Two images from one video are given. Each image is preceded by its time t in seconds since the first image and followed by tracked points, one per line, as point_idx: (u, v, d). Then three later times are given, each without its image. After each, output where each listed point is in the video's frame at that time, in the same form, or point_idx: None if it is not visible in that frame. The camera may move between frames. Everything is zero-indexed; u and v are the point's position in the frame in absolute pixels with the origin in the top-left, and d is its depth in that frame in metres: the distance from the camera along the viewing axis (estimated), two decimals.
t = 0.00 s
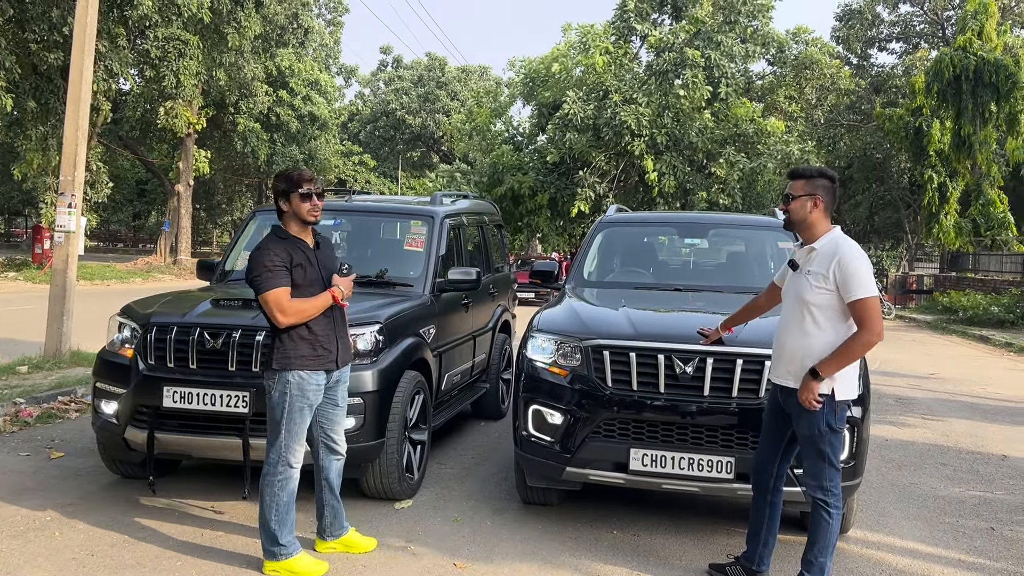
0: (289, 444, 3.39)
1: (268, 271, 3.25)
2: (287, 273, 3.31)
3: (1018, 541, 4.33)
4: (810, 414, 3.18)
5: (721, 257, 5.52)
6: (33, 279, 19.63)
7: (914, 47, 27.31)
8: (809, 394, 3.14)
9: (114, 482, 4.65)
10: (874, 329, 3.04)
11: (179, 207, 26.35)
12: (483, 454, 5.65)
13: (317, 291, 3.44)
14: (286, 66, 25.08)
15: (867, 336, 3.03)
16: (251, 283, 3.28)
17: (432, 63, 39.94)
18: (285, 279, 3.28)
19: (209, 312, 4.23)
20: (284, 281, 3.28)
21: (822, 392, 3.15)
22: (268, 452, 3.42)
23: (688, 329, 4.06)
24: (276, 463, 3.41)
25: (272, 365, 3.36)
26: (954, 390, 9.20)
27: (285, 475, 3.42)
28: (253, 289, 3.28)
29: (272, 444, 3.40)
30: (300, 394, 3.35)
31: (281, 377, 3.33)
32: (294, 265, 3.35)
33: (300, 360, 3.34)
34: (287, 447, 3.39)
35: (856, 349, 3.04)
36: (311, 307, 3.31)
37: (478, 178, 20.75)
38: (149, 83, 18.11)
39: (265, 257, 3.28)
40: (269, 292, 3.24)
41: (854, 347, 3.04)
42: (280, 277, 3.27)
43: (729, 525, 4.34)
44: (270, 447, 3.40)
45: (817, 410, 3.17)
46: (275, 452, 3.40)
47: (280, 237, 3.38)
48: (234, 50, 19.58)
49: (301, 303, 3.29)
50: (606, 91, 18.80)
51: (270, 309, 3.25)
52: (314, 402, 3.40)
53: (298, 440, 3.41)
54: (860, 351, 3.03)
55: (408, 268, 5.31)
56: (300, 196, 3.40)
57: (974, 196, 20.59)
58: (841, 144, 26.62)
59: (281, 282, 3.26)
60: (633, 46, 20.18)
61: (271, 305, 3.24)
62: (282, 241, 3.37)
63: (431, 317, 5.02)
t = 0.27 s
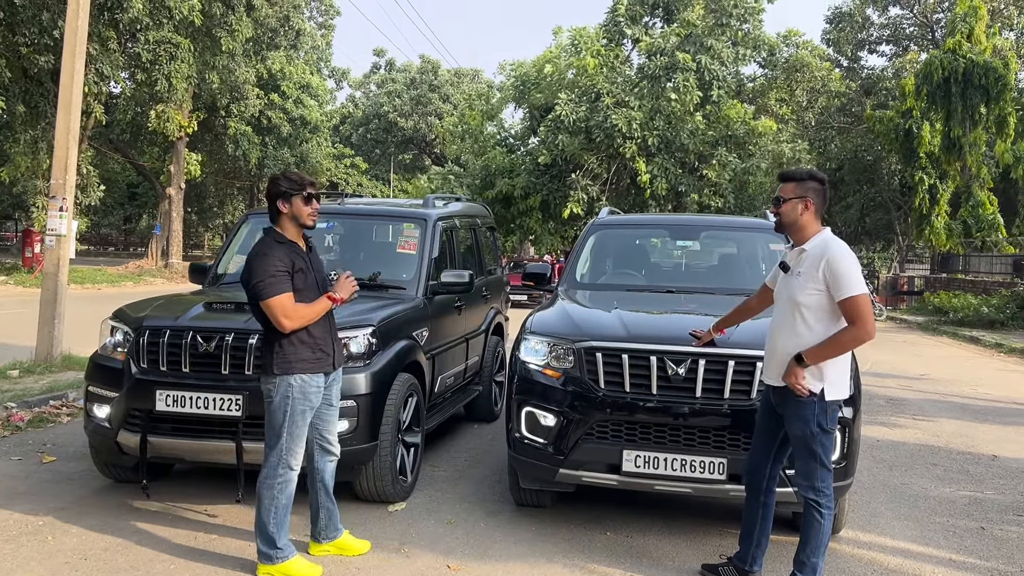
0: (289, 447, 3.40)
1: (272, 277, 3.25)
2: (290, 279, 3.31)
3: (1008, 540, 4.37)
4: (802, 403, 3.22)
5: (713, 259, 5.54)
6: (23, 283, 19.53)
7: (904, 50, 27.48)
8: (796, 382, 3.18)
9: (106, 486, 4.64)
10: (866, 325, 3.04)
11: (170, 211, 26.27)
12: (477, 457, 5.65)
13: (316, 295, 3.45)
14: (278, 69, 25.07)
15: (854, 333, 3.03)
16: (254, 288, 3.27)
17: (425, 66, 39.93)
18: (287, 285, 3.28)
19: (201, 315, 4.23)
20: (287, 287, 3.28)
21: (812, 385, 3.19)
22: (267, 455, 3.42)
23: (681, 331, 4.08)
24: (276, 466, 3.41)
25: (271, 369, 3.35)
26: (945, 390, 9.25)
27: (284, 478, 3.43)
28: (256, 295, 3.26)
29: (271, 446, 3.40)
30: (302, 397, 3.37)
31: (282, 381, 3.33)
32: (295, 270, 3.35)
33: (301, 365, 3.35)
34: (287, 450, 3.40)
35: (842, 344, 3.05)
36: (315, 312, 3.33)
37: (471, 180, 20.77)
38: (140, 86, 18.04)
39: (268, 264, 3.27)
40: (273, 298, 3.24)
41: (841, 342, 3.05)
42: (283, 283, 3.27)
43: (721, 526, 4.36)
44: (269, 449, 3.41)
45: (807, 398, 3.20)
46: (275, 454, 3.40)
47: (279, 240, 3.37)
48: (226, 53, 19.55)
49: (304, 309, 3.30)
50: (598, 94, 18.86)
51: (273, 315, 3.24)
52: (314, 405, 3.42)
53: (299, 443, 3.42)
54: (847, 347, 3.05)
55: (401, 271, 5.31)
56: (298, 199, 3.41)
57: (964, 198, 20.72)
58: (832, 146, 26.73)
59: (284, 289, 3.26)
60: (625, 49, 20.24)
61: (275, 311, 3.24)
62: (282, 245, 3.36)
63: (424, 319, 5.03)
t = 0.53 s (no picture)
0: (288, 450, 3.41)
1: (275, 284, 3.25)
2: (292, 285, 3.32)
3: (999, 541, 4.40)
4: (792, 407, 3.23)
5: (705, 261, 5.57)
6: (14, 288, 19.42)
7: (894, 53, 27.64)
8: (795, 390, 3.19)
9: (99, 491, 4.62)
10: (856, 323, 3.07)
11: (162, 215, 26.18)
12: (471, 460, 5.65)
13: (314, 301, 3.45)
14: (270, 73, 25.05)
15: (846, 333, 3.05)
16: (255, 294, 3.26)
17: (417, 69, 39.95)
18: (290, 292, 3.29)
19: (195, 320, 4.23)
20: (291, 293, 3.29)
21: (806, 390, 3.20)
22: (266, 459, 3.42)
23: (673, 333, 4.10)
24: (274, 470, 3.41)
25: (270, 375, 3.35)
26: (936, 392, 9.31)
27: (282, 482, 3.43)
28: (258, 301, 3.26)
29: (269, 450, 3.40)
30: (302, 401, 3.39)
31: (282, 385, 3.34)
32: (295, 276, 3.35)
33: (301, 370, 3.36)
34: (286, 453, 3.40)
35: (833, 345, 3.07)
36: (317, 318, 3.34)
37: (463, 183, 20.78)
38: (131, 90, 17.99)
39: (270, 270, 3.27)
40: (276, 305, 3.24)
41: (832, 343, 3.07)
42: (285, 289, 3.27)
43: (715, 528, 4.37)
44: (267, 453, 3.41)
45: (798, 404, 3.22)
46: (274, 458, 3.40)
47: (278, 246, 3.37)
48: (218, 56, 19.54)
49: (306, 316, 3.32)
50: (591, 98, 18.92)
51: (276, 322, 3.25)
52: (314, 409, 3.44)
53: (298, 447, 3.43)
54: (839, 348, 3.07)
55: (394, 274, 5.32)
56: (295, 204, 3.42)
57: (954, 200, 20.84)
58: (824, 148, 26.86)
59: (287, 295, 3.27)
60: (618, 53, 20.30)
61: (278, 318, 3.25)
62: (282, 250, 3.36)
63: (418, 323, 5.03)
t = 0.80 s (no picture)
0: (284, 455, 3.40)
1: (273, 289, 3.25)
2: (289, 291, 3.32)
3: (992, 541, 4.42)
4: (788, 411, 3.24)
5: (700, 264, 5.58)
6: (7, 292, 19.35)
7: (886, 56, 27.77)
8: (789, 395, 3.20)
9: (94, 496, 4.61)
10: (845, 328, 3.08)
11: (155, 219, 26.12)
12: (466, 463, 5.65)
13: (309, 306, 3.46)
14: (264, 77, 25.03)
15: (835, 338, 3.08)
16: (252, 299, 3.26)
17: (411, 73, 39.98)
18: (288, 297, 3.29)
19: (189, 324, 4.22)
20: (287, 299, 3.28)
21: (800, 394, 3.20)
22: (261, 464, 3.41)
23: (668, 336, 4.11)
24: (270, 474, 3.40)
25: (266, 379, 3.34)
26: (930, 394, 9.35)
27: (278, 487, 3.42)
28: (255, 306, 3.26)
29: (264, 455, 3.39)
30: (298, 404, 3.38)
31: (278, 390, 3.33)
32: (292, 281, 3.36)
33: (298, 374, 3.36)
34: (282, 458, 3.39)
35: (826, 349, 3.08)
36: (314, 324, 3.34)
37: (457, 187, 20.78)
38: (124, 94, 17.95)
39: (268, 275, 3.27)
40: (273, 310, 3.24)
41: (825, 348, 3.08)
42: (281, 295, 3.27)
43: (710, 530, 4.38)
44: (263, 458, 3.40)
45: (791, 408, 3.23)
46: (269, 463, 3.40)
47: (274, 251, 3.36)
48: (211, 60, 19.53)
49: (303, 322, 3.31)
50: (584, 102, 18.97)
51: (273, 327, 3.25)
52: (309, 412, 3.43)
53: (293, 451, 3.42)
54: (831, 352, 3.08)
55: (389, 278, 5.32)
56: (292, 210, 3.43)
57: (946, 203, 20.95)
58: (817, 151, 26.97)
59: (284, 301, 3.26)
60: (611, 56, 20.36)
61: (275, 323, 3.24)
62: (279, 255, 3.36)
63: (413, 326, 5.04)
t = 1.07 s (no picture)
0: (279, 459, 3.40)
1: (267, 294, 3.25)
2: (284, 296, 3.32)
3: (988, 544, 4.44)
4: (782, 414, 3.25)
5: (695, 268, 5.59)
6: (1, 297, 19.27)
7: (880, 61, 27.88)
8: (781, 399, 3.22)
9: (90, 502, 4.60)
10: (835, 334, 3.10)
11: (150, 223, 26.07)
12: (462, 467, 5.65)
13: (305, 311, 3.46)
14: (259, 81, 25.02)
15: (826, 342, 3.09)
16: (247, 304, 3.27)
17: (406, 77, 40.00)
18: (282, 303, 3.29)
19: (185, 329, 4.22)
20: (282, 305, 3.29)
21: (794, 398, 3.22)
22: (257, 469, 3.41)
23: (664, 340, 4.12)
24: (266, 479, 3.40)
25: (261, 383, 3.34)
26: (925, 397, 9.37)
27: (274, 491, 3.42)
28: (249, 311, 3.27)
29: (260, 459, 3.39)
30: (293, 408, 3.38)
31: (273, 394, 3.34)
32: (288, 286, 3.36)
33: (293, 378, 3.37)
34: (277, 462, 3.39)
35: (818, 353, 3.10)
36: (308, 330, 3.35)
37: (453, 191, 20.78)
38: (119, 98, 17.93)
39: (264, 279, 3.27)
40: (267, 315, 3.24)
41: (817, 352, 3.10)
42: (276, 300, 3.27)
43: (707, 534, 4.39)
44: (258, 463, 3.40)
45: (785, 411, 3.25)
46: (265, 468, 3.40)
47: (270, 255, 3.37)
48: (206, 64, 19.51)
49: (296, 327, 3.32)
50: (580, 106, 18.99)
51: (267, 332, 3.25)
52: (304, 416, 3.43)
53: (289, 455, 3.42)
54: (822, 356, 3.10)
55: (385, 282, 5.32)
56: (289, 214, 3.43)
57: (940, 206, 21.03)
58: (811, 155, 27.07)
59: (278, 307, 3.27)
60: (607, 61, 20.42)
61: (268, 328, 3.25)
62: (275, 259, 3.37)
63: (409, 331, 5.04)
